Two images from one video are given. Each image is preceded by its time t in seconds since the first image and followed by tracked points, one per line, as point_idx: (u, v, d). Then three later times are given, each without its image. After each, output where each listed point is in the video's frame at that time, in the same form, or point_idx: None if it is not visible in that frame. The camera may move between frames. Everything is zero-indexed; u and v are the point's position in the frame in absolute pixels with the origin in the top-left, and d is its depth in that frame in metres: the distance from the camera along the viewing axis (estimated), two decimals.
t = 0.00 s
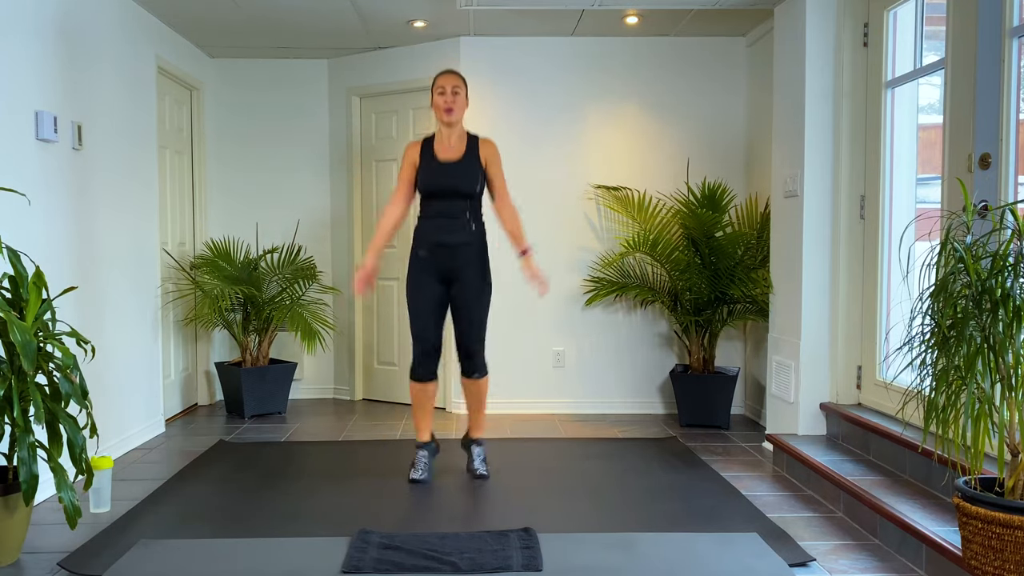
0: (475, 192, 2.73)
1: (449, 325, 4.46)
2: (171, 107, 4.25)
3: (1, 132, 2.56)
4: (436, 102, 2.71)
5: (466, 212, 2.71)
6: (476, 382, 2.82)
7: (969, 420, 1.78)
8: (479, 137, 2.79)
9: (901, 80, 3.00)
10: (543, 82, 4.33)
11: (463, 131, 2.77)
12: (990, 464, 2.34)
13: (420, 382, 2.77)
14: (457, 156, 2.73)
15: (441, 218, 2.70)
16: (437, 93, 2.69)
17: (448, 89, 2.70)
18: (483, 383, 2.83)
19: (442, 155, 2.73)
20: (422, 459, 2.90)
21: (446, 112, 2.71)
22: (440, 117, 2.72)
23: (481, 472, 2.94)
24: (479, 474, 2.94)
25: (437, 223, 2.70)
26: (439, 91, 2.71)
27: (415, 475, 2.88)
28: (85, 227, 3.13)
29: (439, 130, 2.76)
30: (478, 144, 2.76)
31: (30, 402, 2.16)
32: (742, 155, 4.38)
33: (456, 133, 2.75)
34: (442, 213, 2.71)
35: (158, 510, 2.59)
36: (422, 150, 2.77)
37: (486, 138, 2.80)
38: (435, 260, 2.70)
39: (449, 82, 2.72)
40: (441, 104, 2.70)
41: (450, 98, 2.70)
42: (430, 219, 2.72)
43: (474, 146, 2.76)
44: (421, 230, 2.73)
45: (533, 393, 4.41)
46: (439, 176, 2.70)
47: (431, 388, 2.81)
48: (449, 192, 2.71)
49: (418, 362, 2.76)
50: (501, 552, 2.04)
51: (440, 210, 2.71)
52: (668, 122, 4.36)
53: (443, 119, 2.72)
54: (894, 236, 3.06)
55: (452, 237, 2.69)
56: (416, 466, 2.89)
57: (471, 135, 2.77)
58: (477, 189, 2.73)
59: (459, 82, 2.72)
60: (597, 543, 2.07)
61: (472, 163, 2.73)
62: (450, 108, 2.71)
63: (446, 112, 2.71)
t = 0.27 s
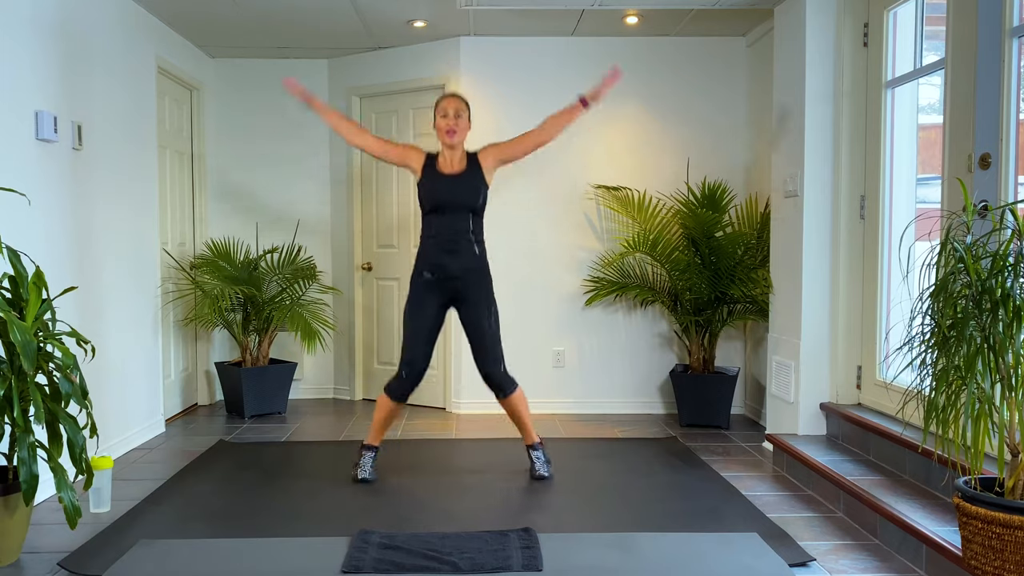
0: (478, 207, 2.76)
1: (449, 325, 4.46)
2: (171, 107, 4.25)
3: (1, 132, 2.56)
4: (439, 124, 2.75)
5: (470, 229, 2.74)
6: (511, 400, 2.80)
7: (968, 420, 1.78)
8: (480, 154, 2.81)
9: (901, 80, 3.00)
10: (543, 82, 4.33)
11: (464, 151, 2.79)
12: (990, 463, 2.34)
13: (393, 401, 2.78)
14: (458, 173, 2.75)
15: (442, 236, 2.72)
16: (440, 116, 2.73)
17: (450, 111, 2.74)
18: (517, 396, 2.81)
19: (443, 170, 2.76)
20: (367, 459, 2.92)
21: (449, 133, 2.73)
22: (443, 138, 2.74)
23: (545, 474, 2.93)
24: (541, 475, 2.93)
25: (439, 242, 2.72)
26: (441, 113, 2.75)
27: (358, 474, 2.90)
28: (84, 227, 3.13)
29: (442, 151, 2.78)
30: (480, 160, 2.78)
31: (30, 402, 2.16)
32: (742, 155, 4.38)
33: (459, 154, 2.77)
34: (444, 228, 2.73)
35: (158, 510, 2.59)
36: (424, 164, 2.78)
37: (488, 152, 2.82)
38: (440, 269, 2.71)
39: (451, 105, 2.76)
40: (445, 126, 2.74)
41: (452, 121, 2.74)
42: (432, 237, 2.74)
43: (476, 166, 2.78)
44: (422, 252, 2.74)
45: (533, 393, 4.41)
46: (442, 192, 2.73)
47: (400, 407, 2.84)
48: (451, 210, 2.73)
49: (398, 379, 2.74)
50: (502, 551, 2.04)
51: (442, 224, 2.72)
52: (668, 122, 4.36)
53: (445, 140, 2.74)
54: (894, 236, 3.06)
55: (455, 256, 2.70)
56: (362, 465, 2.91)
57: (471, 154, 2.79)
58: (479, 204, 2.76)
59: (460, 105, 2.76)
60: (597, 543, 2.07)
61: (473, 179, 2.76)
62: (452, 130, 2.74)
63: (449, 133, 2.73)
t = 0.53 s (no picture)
0: (476, 181, 2.75)
1: (449, 325, 4.46)
2: (171, 108, 4.25)
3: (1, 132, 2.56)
4: (438, 94, 2.73)
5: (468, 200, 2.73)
6: (499, 376, 2.79)
7: (969, 419, 1.78)
8: (480, 129, 2.80)
9: (901, 80, 3.00)
10: (543, 82, 4.33)
11: (463, 123, 2.78)
12: (990, 464, 2.34)
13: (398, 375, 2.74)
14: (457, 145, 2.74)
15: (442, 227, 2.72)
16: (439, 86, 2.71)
17: (449, 81, 2.72)
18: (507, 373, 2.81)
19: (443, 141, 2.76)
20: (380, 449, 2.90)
21: (448, 104, 2.72)
22: (443, 108, 2.73)
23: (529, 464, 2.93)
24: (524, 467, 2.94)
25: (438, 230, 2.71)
26: (441, 83, 2.73)
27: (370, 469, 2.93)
28: (84, 227, 3.13)
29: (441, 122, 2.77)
30: (479, 135, 2.77)
31: (30, 402, 2.16)
32: (743, 155, 4.38)
33: (458, 126, 2.77)
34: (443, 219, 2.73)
35: (158, 510, 2.59)
36: (423, 134, 2.79)
37: (488, 128, 2.81)
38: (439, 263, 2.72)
39: (451, 75, 2.73)
40: (445, 96, 2.72)
41: (452, 90, 2.72)
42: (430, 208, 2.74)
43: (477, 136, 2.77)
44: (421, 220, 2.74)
45: (533, 393, 4.41)
46: (441, 160, 2.70)
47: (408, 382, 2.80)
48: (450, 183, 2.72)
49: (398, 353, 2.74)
50: (502, 551, 2.04)
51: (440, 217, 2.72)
52: (668, 122, 4.36)
53: (444, 110, 2.73)
54: (894, 236, 3.06)
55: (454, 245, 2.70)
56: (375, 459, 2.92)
57: (471, 127, 2.78)
58: (477, 177, 2.75)
59: (460, 75, 2.74)
60: (597, 543, 2.07)
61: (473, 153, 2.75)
62: (451, 100, 2.72)
63: (448, 104, 2.72)
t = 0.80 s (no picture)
0: (475, 221, 2.74)
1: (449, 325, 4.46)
2: (171, 107, 4.25)
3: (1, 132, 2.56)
4: (437, 122, 2.73)
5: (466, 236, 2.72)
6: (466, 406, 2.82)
7: (968, 419, 1.78)
8: (478, 160, 2.79)
9: (901, 80, 3.00)
10: (543, 82, 4.33)
11: (463, 153, 2.78)
12: (990, 464, 2.34)
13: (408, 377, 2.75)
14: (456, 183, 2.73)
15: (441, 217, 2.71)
16: (437, 113, 2.71)
17: (448, 109, 2.72)
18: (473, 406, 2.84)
19: (443, 183, 2.74)
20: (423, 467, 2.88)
21: (447, 131, 2.72)
22: (440, 136, 2.74)
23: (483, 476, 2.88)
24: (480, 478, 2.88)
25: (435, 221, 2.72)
26: (440, 111, 2.73)
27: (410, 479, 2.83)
28: (84, 227, 3.13)
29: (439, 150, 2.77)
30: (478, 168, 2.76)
31: (30, 402, 2.16)
32: (743, 155, 4.38)
33: (456, 153, 2.77)
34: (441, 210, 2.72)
35: (158, 510, 2.59)
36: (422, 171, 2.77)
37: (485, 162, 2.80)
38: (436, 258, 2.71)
39: (449, 104, 2.74)
40: (442, 124, 2.72)
41: (450, 118, 2.72)
42: (429, 243, 2.73)
43: (475, 168, 2.77)
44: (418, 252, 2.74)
45: (533, 393, 4.41)
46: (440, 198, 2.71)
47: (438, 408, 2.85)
48: (449, 220, 2.71)
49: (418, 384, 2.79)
50: (502, 551, 2.04)
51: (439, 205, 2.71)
52: (668, 122, 4.36)
53: (443, 138, 2.73)
54: (894, 236, 3.06)
55: (452, 260, 2.70)
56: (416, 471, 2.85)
57: (471, 158, 2.78)
58: (477, 216, 2.74)
59: (459, 103, 2.74)
60: (597, 543, 2.07)
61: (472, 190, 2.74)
62: (450, 127, 2.73)
63: (446, 132, 2.72)
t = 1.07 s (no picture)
0: (474, 183, 2.76)
1: (449, 325, 4.46)
2: (171, 107, 4.25)
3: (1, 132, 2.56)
4: (438, 101, 2.73)
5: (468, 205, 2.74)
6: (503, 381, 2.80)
7: (969, 419, 1.78)
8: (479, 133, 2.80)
9: (901, 80, 3.00)
10: (543, 82, 4.33)
11: (463, 131, 2.78)
12: (990, 463, 2.34)
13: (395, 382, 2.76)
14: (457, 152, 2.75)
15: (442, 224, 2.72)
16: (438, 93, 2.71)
17: (449, 88, 2.72)
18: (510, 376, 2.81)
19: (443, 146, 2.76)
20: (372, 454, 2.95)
21: (448, 111, 2.72)
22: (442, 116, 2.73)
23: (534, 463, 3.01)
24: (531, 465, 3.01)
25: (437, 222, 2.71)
26: (441, 90, 2.73)
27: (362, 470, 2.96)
28: (84, 227, 3.13)
29: (440, 128, 2.77)
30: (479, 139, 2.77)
31: (30, 402, 2.16)
32: (743, 155, 4.38)
33: (457, 132, 2.77)
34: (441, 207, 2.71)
35: (158, 510, 2.59)
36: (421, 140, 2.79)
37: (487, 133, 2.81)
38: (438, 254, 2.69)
39: (450, 82, 2.73)
40: (445, 103, 2.72)
41: (451, 97, 2.72)
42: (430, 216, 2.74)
43: (476, 142, 2.78)
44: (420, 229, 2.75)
45: (533, 392, 4.41)
46: (440, 164, 2.73)
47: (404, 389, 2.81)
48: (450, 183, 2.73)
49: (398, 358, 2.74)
50: (502, 552, 2.04)
51: (440, 207, 2.73)
52: (668, 122, 4.36)
53: (444, 117, 2.73)
54: (894, 236, 3.06)
55: (453, 236, 2.71)
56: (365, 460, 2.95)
57: (472, 133, 2.79)
58: (476, 179, 2.76)
59: (460, 82, 2.74)
60: (597, 543, 2.07)
61: (472, 157, 2.76)
62: (451, 107, 2.72)
63: (447, 111, 2.72)
